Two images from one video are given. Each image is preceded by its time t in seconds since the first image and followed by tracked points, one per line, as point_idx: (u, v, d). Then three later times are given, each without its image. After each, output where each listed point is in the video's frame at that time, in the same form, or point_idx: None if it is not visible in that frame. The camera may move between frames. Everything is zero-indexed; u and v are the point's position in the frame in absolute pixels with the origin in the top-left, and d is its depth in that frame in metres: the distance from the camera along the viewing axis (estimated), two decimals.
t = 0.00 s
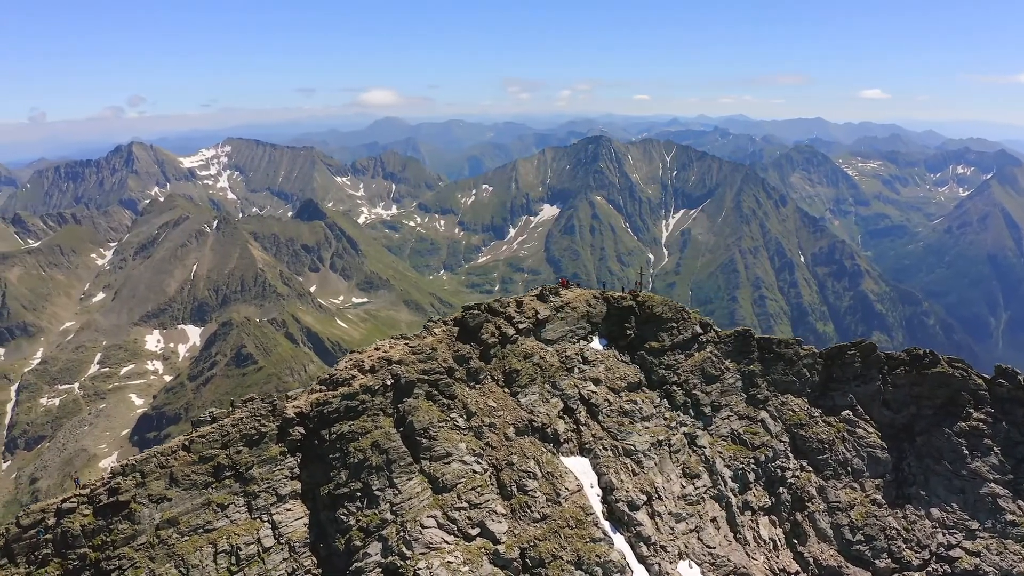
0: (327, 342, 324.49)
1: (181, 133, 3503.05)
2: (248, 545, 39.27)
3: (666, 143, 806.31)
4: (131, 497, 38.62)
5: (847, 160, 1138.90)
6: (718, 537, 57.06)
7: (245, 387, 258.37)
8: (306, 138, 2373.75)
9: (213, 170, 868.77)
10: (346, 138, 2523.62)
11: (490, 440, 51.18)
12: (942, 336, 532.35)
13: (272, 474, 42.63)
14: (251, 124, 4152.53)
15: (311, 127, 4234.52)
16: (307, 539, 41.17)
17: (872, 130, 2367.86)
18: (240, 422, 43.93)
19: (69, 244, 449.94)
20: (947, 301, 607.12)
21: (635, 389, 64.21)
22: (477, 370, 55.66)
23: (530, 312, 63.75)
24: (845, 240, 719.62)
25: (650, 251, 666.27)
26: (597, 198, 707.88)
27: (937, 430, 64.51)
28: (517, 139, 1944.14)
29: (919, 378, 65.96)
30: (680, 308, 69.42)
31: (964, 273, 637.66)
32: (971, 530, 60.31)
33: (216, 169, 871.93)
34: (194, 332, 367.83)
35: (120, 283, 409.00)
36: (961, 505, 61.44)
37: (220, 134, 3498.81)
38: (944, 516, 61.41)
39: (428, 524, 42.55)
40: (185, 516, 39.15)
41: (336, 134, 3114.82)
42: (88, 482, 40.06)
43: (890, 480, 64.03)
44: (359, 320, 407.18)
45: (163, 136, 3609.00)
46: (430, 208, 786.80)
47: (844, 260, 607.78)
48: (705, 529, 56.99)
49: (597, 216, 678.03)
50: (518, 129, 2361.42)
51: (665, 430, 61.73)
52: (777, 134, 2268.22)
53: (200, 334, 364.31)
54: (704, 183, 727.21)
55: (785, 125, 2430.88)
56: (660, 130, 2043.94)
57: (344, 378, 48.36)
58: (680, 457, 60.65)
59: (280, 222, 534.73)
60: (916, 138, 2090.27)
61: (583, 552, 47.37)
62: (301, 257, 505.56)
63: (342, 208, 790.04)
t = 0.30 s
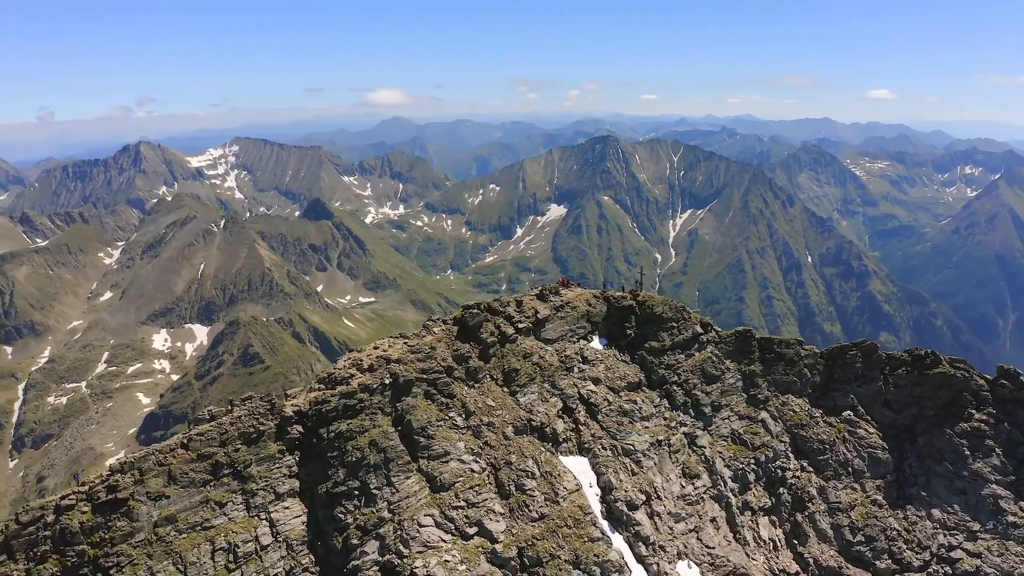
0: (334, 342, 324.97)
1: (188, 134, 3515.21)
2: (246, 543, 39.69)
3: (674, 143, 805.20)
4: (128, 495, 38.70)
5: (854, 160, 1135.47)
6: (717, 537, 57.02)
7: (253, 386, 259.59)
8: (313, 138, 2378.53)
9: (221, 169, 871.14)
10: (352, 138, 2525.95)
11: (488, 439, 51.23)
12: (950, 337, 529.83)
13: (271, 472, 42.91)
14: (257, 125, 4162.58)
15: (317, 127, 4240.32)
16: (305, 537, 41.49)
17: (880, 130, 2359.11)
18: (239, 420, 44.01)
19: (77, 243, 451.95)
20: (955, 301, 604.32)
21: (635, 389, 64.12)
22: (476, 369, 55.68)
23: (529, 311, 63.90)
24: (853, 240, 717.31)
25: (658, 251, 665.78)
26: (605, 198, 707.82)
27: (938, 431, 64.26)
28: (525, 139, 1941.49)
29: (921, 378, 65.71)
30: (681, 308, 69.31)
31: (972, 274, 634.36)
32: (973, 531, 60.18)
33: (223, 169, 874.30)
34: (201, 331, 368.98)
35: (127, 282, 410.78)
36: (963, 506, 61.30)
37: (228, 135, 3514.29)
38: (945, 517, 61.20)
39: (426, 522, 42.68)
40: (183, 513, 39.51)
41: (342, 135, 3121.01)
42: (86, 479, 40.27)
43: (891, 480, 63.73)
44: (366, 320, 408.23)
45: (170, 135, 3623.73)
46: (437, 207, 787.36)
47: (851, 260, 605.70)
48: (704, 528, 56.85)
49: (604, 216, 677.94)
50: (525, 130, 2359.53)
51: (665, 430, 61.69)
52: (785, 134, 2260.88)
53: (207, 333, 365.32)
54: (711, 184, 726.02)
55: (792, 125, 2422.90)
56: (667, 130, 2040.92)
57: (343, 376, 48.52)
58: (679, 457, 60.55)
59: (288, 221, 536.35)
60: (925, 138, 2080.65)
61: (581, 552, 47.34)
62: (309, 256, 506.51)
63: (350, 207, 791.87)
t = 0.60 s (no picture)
0: (341, 341, 325.27)
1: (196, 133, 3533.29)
2: (243, 541, 39.90)
3: (682, 143, 803.92)
4: (126, 492, 38.97)
5: (863, 160, 1130.43)
6: (716, 537, 56.83)
7: (261, 385, 259.79)
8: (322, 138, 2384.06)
9: (229, 169, 874.02)
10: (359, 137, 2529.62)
11: (487, 438, 51.31)
12: (959, 338, 526.47)
13: (268, 470, 43.12)
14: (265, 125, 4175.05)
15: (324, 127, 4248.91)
16: (302, 535, 41.72)
17: (889, 130, 2345.94)
18: (237, 419, 44.18)
19: (86, 242, 454.42)
20: (964, 302, 600.31)
21: (635, 388, 64.08)
22: (475, 369, 55.74)
23: (529, 311, 63.93)
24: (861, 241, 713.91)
25: (666, 251, 664.50)
26: (613, 198, 706.92)
27: (940, 432, 63.96)
28: (533, 139, 1940.35)
29: (924, 379, 65.29)
30: (681, 307, 69.21)
31: (980, 275, 629.98)
32: (974, 533, 59.88)
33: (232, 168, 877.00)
34: (209, 330, 370.21)
35: (136, 281, 412.77)
36: (964, 508, 60.99)
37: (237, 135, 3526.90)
38: (946, 518, 61.08)
39: (422, 521, 42.72)
40: (181, 510, 39.76)
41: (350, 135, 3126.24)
42: (86, 476, 40.61)
43: (893, 482, 63.48)
44: (374, 319, 408.75)
45: (178, 134, 3639.58)
46: (445, 207, 787.60)
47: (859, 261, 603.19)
48: (704, 529, 56.62)
49: (612, 216, 677.18)
50: (533, 130, 2357.15)
51: (664, 431, 61.52)
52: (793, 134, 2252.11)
53: (215, 332, 366.70)
54: (720, 184, 724.02)
55: (800, 125, 2413.43)
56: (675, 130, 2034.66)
57: (341, 375, 48.77)
58: (678, 457, 60.38)
59: (296, 221, 537.55)
60: (934, 138, 2069.10)
61: (579, 552, 47.33)
62: (317, 256, 507.55)
63: (359, 207, 793.84)
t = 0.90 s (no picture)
0: (349, 341, 325.76)
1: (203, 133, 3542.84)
2: (241, 538, 40.03)
3: (690, 143, 802.79)
4: (126, 489, 39.25)
5: (871, 160, 1126.32)
6: (716, 537, 56.70)
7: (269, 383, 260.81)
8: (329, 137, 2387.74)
9: (237, 169, 875.63)
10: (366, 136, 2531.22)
11: (486, 437, 51.35)
12: (968, 339, 523.75)
13: (267, 468, 43.28)
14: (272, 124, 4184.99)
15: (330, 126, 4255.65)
16: (301, 533, 41.90)
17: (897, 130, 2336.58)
18: (235, 417, 44.39)
19: (94, 241, 456.14)
20: (972, 303, 597.18)
21: (635, 388, 64.03)
22: (474, 368, 55.80)
23: (529, 310, 63.92)
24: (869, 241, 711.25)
25: (673, 251, 663.15)
26: (620, 198, 706.01)
27: (941, 433, 63.66)
28: (541, 139, 1938.42)
29: (926, 379, 64.91)
30: (682, 307, 69.14)
31: (988, 275, 627.17)
32: (976, 534, 59.53)
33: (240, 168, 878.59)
34: (217, 329, 371.37)
35: (144, 280, 414.28)
36: (966, 509, 60.71)
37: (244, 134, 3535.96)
38: (947, 519, 60.74)
39: (419, 520, 42.83)
40: (180, 508, 39.95)
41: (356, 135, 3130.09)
42: (85, 473, 40.82)
43: (894, 482, 63.21)
44: (381, 319, 409.49)
45: (186, 133, 3654.42)
46: (453, 207, 787.64)
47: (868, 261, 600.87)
48: (703, 529, 56.46)
49: (620, 216, 676.19)
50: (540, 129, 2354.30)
51: (664, 430, 61.46)
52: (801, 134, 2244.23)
53: (222, 331, 367.69)
54: (728, 184, 722.11)
55: (807, 125, 2405.10)
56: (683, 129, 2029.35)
57: (340, 374, 49.00)
58: (678, 457, 60.29)
59: (304, 220, 538.47)
60: (942, 138, 2058.95)
61: (577, 551, 47.34)
62: (325, 256, 508.37)
63: (366, 207, 795.20)
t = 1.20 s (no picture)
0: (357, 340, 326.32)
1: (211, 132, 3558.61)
2: (240, 536, 40.26)
3: (699, 143, 801.44)
4: (124, 486, 39.49)
5: (881, 161, 1120.91)
6: (716, 537, 56.56)
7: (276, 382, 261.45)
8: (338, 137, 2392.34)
9: (246, 168, 878.35)
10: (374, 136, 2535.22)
11: (484, 436, 51.36)
12: (977, 340, 520.44)
13: (265, 466, 43.46)
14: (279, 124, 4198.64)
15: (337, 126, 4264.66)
16: (299, 531, 42.14)
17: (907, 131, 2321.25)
18: (234, 415, 44.57)
19: (103, 240, 458.69)
20: (982, 303, 593.24)
21: (635, 388, 63.96)
22: (473, 367, 55.83)
23: (529, 310, 64.03)
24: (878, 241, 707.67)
25: (682, 251, 661.58)
26: (629, 198, 705.18)
27: (944, 434, 63.28)
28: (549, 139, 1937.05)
29: (927, 381, 64.61)
30: (683, 307, 69.09)
31: (998, 276, 623.16)
32: (977, 536, 59.19)
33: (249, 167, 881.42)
34: (225, 328, 372.47)
35: (153, 279, 415.85)
36: (967, 511, 60.37)
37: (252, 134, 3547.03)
38: (949, 521, 60.37)
39: (416, 519, 42.95)
40: (178, 505, 40.18)
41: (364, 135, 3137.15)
42: (85, 471, 41.00)
43: (895, 483, 62.97)
44: (389, 318, 410.08)
45: (194, 133, 3668.98)
46: (461, 206, 788.19)
47: (876, 261, 598.13)
48: (702, 530, 56.31)
49: (628, 216, 675.08)
50: (548, 130, 2353.01)
51: (664, 431, 61.35)
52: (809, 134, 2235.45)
53: (231, 331, 368.87)
54: (737, 184, 720.33)
55: (816, 125, 2394.51)
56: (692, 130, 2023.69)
57: (339, 372, 49.27)
58: (678, 457, 60.20)
59: (313, 220, 540.26)
60: (952, 138, 2045.55)
61: (575, 551, 47.36)
62: (333, 255, 509.46)
63: (375, 206, 797.32)
